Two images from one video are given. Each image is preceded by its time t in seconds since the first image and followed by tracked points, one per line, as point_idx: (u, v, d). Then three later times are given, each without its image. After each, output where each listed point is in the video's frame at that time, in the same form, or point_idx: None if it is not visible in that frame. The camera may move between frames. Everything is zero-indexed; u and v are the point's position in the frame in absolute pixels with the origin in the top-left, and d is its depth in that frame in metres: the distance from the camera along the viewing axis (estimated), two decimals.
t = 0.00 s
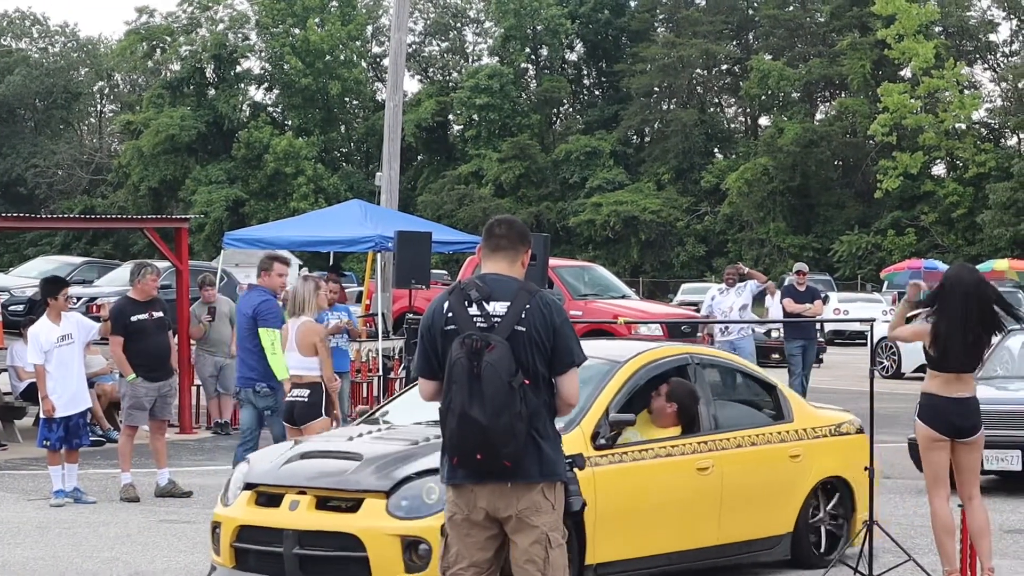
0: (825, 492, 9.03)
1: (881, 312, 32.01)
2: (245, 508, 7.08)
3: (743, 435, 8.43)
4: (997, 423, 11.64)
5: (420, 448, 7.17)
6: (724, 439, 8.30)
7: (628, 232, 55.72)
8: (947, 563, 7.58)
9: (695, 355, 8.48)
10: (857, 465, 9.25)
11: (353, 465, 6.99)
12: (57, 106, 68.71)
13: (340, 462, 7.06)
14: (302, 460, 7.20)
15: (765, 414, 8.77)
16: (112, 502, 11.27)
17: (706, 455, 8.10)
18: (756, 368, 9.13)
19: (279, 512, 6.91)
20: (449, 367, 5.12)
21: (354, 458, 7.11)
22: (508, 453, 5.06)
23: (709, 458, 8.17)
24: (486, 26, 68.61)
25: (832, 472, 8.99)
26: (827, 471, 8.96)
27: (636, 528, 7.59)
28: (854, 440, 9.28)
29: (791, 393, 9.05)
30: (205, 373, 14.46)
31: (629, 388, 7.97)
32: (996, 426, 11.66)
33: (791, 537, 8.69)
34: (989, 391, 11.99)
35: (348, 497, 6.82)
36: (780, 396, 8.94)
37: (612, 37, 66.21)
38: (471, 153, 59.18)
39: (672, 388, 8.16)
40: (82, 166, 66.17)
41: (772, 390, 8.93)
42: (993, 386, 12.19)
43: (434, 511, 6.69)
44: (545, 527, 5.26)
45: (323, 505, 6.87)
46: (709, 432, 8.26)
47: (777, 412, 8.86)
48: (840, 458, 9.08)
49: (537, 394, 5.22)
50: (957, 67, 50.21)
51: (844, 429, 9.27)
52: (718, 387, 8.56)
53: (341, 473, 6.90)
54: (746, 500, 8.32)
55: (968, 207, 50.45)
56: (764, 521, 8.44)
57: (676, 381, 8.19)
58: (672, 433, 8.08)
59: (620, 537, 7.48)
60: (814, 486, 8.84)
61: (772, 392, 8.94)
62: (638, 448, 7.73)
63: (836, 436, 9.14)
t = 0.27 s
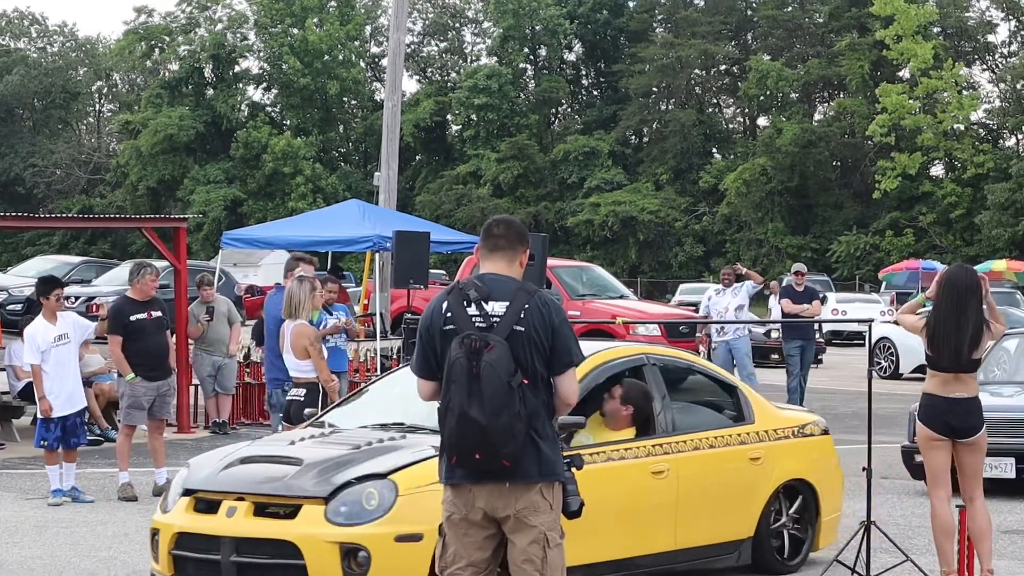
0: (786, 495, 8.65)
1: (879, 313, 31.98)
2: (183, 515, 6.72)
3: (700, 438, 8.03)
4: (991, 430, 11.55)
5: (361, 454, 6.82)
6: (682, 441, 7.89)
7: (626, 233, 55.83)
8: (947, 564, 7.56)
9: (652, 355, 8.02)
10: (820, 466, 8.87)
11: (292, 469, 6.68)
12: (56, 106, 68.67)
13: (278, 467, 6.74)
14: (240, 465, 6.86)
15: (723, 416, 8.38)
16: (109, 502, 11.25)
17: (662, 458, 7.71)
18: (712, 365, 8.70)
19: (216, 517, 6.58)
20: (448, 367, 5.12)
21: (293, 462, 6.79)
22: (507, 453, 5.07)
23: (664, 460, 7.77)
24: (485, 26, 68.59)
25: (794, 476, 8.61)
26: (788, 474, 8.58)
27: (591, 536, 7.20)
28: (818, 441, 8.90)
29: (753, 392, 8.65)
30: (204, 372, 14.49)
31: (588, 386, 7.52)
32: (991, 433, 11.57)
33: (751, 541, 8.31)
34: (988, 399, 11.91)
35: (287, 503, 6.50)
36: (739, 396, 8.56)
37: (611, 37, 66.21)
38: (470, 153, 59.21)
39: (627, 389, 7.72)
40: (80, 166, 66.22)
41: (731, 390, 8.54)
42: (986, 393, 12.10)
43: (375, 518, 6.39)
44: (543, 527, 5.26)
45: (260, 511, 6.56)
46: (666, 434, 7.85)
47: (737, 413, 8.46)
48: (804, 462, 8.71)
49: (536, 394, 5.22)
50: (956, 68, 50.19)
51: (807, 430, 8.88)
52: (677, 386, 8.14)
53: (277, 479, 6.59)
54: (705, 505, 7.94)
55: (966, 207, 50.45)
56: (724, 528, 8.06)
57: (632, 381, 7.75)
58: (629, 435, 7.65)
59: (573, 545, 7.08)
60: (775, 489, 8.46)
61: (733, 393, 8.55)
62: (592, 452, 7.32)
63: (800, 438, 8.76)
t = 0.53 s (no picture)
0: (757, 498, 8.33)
1: (879, 313, 31.97)
2: (131, 519, 6.65)
3: (664, 441, 7.70)
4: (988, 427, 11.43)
5: (311, 457, 6.71)
6: (644, 445, 7.59)
7: (625, 233, 55.97)
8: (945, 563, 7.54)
9: (615, 356, 7.75)
10: (791, 469, 8.54)
11: (238, 473, 6.59)
12: (56, 105, 68.69)
13: (226, 471, 6.64)
14: (189, 468, 6.76)
15: (689, 418, 8.04)
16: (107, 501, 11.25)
17: (622, 462, 7.40)
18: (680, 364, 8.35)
19: (161, 524, 6.49)
20: (447, 367, 5.13)
21: (240, 466, 6.69)
22: (505, 453, 5.08)
23: (626, 465, 7.47)
24: (485, 26, 68.50)
25: (763, 479, 8.29)
26: (756, 477, 8.26)
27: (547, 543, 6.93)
28: (787, 444, 8.57)
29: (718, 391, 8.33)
30: (203, 372, 14.42)
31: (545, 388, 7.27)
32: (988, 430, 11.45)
33: (718, 547, 8.00)
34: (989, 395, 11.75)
35: (234, 508, 6.40)
36: (707, 398, 8.22)
37: (611, 38, 66.20)
38: (470, 153, 59.24)
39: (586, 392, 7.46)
40: (80, 166, 66.27)
41: (699, 391, 8.21)
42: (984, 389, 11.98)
43: (322, 524, 6.28)
44: (542, 526, 5.26)
45: (206, 516, 6.46)
46: (629, 436, 7.57)
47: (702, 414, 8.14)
48: (774, 464, 8.40)
49: (535, 394, 5.23)
50: (956, 69, 50.15)
51: (777, 433, 8.55)
52: (639, 387, 7.82)
53: (223, 484, 6.50)
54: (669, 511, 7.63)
55: (966, 208, 50.38)
56: (689, 533, 7.74)
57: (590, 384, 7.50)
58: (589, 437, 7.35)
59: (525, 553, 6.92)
60: (743, 493, 8.14)
61: (699, 395, 8.20)
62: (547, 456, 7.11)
63: (770, 441, 8.44)
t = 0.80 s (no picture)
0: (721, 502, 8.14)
1: (877, 314, 31.96)
2: (69, 526, 6.47)
3: (623, 444, 7.49)
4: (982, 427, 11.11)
5: (252, 461, 6.49)
6: (602, 448, 7.37)
7: (624, 233, 55.84)
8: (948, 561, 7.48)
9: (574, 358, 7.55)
10: (758, 472, 8.32)
11: (177, 478, 6.37)
12: (55, 106, 68.75)
13: (165, 476, 6.43)
14: (129, 472, 6.56)
15: (652, 420, 7.83)
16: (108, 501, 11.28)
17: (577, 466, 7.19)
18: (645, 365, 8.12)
19: (98, 530, 6.31)
20: (444, 367, 5.11)
21: (180, 471, 6.48)
22: (503, 453, 5.08)
23: (582, 467, 7.27)
24: (483, 26, 68.49)
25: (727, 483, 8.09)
26: (721, 479, 8.07)
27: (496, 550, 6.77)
28: (753, 446, 8.36)
29: (683, 393, 8.11)
30: (202, 373, 14.08)
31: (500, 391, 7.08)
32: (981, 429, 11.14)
33: (680, 551, 7.81)
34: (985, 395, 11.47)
35: (173, 514, 6.18)
36: (670, 399, 8.00)
37: (609, 38, 66.17)
38: (468, 154, 59.25)
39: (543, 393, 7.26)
40: (79, 166, 66.34)
41: (663, 393, 7.98)
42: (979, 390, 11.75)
43: (261, 530, 6.05)
44: (539, 527, 5.27)
45: (144, 522, 6.27)
46: (587, 439, 7.35)
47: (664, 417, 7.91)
48: (741, 467, 8.19)
49: (533, 393, 5.23)
50: (955, 69, 50.16)
51: (743, 435, 8.35)
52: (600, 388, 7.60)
53: (162, 489, 6.28)
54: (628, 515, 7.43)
55: (965, 208, 50.38)
56: (648, 540, 7.54)
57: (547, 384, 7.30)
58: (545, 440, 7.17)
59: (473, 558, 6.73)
60: (705, 498, 7.94)
61: (663, 396, 7.98)
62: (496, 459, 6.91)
63: (735, 443, 8.24)
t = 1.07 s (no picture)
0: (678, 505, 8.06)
1: (868, 313, 31.99)
2: (4, 531, 6.42)
3: (575, 447, 7.41)
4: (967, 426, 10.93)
5: (187, 466, 6.41)
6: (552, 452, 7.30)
7: (615, 233, 55.66)
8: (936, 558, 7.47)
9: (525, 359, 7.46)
10: (714, 475, 8.24)
11: (110, 483, 6.30)
12: (45, 107, 68.64)
13: (99, 481, 6.36)
14: (64, 477, 6.52)
15: (607, 423, 7.74)
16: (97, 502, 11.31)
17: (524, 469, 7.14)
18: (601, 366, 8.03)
19: (30, 536, 6.26)
20: (433, 367, 5.11)
21: (114, 475, 6.40)
22: (492, 453, 5.08)
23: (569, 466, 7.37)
24: (474, 27, 68.49)
25: (682, 485, 8.01)
26: (678, 482, 7.99)
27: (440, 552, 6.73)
28: (710, 449, 8.27)
29: (638, 393, 8.04)
30: (192, 374, 13.90)
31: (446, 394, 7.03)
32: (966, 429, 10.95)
33: (635, 554, 7.74)
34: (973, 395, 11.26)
35: (104, 520, 6.12)
36: (626, 401, 7.92)
37: (600, 38, 66.15)
38: (459, 154, 59.22)
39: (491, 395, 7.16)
40: (69, 168, 66.22)
41: (618, 394, 7.89)
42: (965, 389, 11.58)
43: (191, 536, 5.96)
44: (530, 527, 5.27)
45: (76, 528, 6.21)
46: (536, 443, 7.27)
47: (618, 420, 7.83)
48: (698, 471, 8.12)
49: (522, 394, 5.23)
50: (946, 68, 50.31)
51: (701, 437, 8.29)
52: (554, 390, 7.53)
53: (95, 495, 6.21)
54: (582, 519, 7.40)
55: (956, 207, 50.54)
56: (600, 542, 7.47)
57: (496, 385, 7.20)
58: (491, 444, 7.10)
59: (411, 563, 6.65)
60: (661, 501, 7.88)
61: (618, 398, 7.90)
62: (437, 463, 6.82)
63: (693, 446, 8.16)
